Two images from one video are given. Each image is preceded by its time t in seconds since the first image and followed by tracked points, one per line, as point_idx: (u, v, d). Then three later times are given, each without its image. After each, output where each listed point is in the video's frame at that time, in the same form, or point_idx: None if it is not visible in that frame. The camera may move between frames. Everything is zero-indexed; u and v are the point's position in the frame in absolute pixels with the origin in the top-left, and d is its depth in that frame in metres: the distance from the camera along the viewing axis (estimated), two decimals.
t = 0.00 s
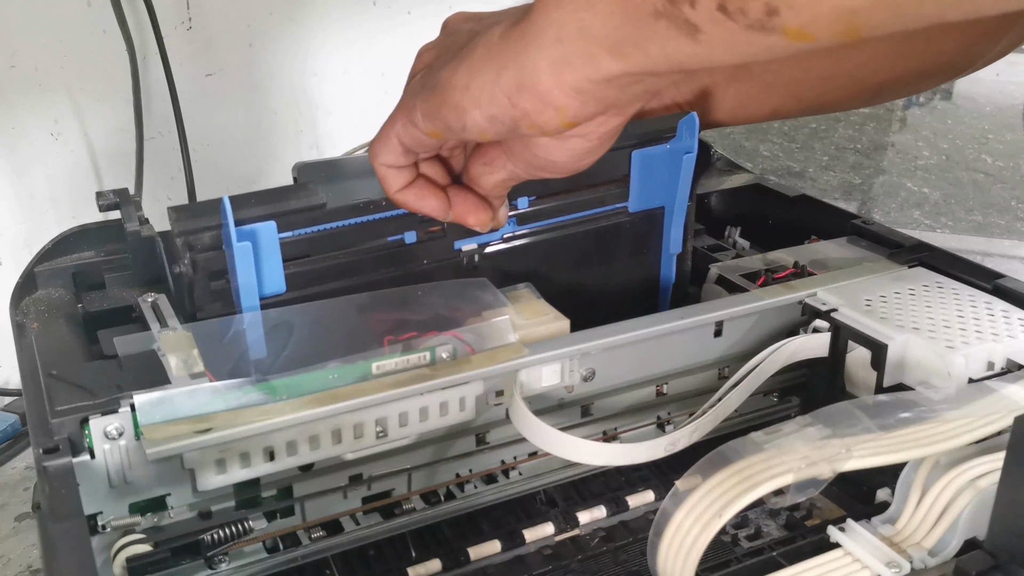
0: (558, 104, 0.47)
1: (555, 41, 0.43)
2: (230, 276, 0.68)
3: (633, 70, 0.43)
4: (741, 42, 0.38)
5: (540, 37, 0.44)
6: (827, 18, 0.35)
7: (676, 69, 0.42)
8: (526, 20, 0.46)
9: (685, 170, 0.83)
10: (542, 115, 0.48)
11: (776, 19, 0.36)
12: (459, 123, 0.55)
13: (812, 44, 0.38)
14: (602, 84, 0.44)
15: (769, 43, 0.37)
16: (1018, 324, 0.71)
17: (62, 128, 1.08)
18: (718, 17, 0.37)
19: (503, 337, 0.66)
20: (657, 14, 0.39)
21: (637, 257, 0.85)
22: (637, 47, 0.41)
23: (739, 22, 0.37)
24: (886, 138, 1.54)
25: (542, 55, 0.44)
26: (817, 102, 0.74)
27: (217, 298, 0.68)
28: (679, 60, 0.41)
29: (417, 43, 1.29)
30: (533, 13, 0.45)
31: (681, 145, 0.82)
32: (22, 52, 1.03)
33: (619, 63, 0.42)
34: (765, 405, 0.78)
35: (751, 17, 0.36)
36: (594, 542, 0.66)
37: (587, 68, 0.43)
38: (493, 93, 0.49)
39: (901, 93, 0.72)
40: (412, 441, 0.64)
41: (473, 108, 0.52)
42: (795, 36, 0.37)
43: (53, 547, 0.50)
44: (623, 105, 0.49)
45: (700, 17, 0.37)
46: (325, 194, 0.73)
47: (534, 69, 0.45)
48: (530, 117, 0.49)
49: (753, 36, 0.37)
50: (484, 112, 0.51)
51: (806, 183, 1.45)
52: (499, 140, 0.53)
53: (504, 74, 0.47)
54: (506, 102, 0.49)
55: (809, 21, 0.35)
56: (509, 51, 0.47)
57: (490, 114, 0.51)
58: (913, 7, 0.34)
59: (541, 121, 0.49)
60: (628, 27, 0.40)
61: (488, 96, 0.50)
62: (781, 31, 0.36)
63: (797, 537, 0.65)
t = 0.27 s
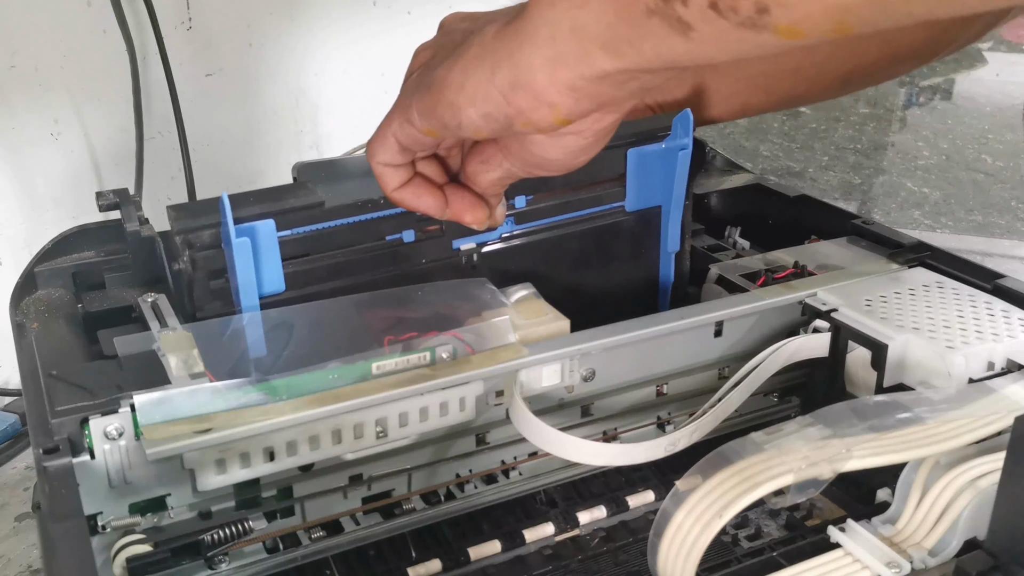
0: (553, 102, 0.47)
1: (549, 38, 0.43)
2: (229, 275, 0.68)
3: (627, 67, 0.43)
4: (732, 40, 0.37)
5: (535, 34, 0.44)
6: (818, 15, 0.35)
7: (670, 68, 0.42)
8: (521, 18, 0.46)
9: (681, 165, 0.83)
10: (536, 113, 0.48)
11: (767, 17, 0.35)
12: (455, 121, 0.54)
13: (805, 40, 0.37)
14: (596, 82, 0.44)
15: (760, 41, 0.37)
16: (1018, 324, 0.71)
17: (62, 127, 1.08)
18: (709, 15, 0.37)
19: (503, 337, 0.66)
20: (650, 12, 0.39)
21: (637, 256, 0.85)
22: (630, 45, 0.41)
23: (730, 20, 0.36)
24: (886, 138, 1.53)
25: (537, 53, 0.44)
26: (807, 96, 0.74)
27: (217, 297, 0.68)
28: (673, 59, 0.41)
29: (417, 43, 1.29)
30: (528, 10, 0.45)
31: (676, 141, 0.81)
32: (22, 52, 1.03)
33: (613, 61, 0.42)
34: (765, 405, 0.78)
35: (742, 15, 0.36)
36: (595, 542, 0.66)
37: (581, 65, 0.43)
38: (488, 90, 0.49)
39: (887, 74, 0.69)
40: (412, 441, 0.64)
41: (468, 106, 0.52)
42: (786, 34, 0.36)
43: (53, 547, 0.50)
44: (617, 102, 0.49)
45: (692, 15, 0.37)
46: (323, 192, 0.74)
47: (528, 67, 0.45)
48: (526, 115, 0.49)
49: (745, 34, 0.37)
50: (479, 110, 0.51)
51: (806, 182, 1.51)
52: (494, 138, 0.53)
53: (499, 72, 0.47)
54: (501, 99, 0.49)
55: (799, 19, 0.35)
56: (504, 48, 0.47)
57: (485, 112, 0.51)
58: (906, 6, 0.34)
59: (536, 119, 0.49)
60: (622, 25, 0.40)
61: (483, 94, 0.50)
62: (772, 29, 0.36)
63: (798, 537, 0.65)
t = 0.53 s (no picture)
0: (551, 102, 0.47)
1: (548, 38, 0.43)
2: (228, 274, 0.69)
3: (626, 65, 0.43)
4: (733, 35, 0.38)
5: (533, 34, 0.44)
6: (817, 10, 0.35)
7: (670, 65, 0.43)
8: (519, 17, 0.46)
9: (677, 164, 0.83)
10: (535, 113, 0.48)
11: (768, 10, 0.36)
12: (453, 121, 0.54)
13: (807, 35, 0.38)
14: (595, 81, 0.45)
15: (763, 35, 0.38)
16: (1017, 324, 0.71)
17: (62, 128, 1.08)
18: (711, 11, 0.37)
19: (504, 337, 0.66)
20: (650, 8, 0.39)
21: (637, 256, 0.85)
22: (630, 43, 0.41)
23: (731, 15, 0.37)
24: (888, 138, 1.69)
25: (535, 52, 0.44)
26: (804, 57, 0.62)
27: (216, 296, 0.69)
28: (674, 57, 0.41)
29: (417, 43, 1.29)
30: (526, 10, 0.45)
31: (671, 140, 0.82)
32: (21, 52, 1.03)
33: (612, 59, 0.42)
34: (765, 406, 0.78)
35: (743, 9, 0.36)
36: (595, 542, 0.66)
37: (580, 64, 0.43)
38: (487, 90, 0.49)
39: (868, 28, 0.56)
40: (412, 442, 0.64)
41: (467, 106, 0.52)
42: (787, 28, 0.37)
43: (53, 547, 0.50)
44: (616, 103, 0.49)
45: (693, 11, 0.38)
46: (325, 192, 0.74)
47: (527, 66, 0.45)
48: (524, 115, 0.49)
49: (746, 27, 0.37)
50: (478, 110, 0.51)
51: (807, 182, 1.56)
52: (493, 138, 0.53)
53: (498, 72, 0.47)
54: (500, 99, 0.49)
55: (799, 13, 0.35)
56: (503, 48, 0.47)
57: (484, 112, 0.51)
58: None
59: (534, 119, 0.49)
60: (622, 23, 0.41)
61: (482, 94, 0.50)
62: (773, 23, 0.36)
63: (798, 537, 0.65)
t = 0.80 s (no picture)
0: (556, 100, 0.47)
1: (553, 36, 0.43)
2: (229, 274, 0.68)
3: (632, 63, 0.43)
4: (741, 30, 0.38)
5: (538, 32, 0.44)
6: (828, 3, 0.35)
7: (676, 63, 0.43)
8: (523, 16, 0.46)
9: (682, 166, 0.83)
10: (539, 112, 0.48)
11: (778, 5, 0.36)
12: (457, 121, 0.54)
13: (815, 30, 0.38)
14: (600, 79, 0.45)
15: (772, 31, 0.38)
16: (1018, 324, 0.71)
17: (62, 127, 1.08)
18: (720, 7, 0.38)
19: (503, 337, 0.66)
20: (657, 5, 0.39)
21: (637, 256, 0.85)
22: (636, 40, 0.41)
23: (740, 10, 0.37)
24: (886, 138, 1.71)
25: (540, 51, 0.44)
26: (800, 54, 0.61)
27: (216, 296, 0.69)
28: (681, 54, 0.41)
29: (417, 43, 1.29)
30: (531, 8, 0.45)
31: (676, 141, 0.82)
32: (21, 51, 1.03)
33: (617, 56, 0.43)
34: (765, 405, 0.78)
35: (752, 4, 0.37)
36: (595, 542, 0.66)
37: (585, 62, 0.43)
38: (491, 89, 0.49)
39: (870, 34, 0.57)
40: (412, 442, 0.64)
41: (470, 105, 0.51)
42: (797, 23, 0.37)
43: (53, 547, 0.50)
44: (620, 102, 0.49)
45: (702, 7, 0.38)
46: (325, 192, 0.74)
47: (531, 65, 0.45)
48: (528, 114, 0.49)
49: (754, 23, 0.37)
50: (481, 109, 0.51)
51: (806, 182, 1.55)
52: (497, 138, 0.53)
53: (502, 71, 0.47)
54: (504, 98, 0.49)
55: (809, 7, 0.36)
56: (508, 47, 0.47)
57: (487, 111, 0.51)
58: None
59: (538, 118, 0.49)
60: (629, 21, 0.41)
61: (486, 93, 0.50)
62: (783, 18, 0.37)
63: (798, 537, 0.65)
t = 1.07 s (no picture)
0: (548, 99, 0.47)
1: (544, 35, 0.44)
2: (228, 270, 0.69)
3: (622, 61, 0.43)
4: (728, 31, 0.38)
5: (530, 30, 0.44)
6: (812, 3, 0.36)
7: (666, 62, 0.43)
8: (516, 14, 0.46)
9: (677, 161, 0.82)
10: (532, 110, 0.48)
11: (762, 5, 0.36)
12: (450, 117, 0.54)
13: (798, 31, 0.38)
14: (591, 78, 0.45)
15: (757, 31, 0.38)
16: (1018, 324, 0.71)
17: (62, 128, 1.08)
18: (706, 7, 0.38)
19: (503, 337, 0.66)
20: (645, 5, 0.40)
21: (637, 256, 0.85)
22: (626, 38, 0.41)
23: (725, 10, 0.37)
24: (885, 138, 1.71)
25: (531, 49, 0.45)
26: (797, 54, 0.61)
27: (216, 291, 0.69)
28: (669, 54, 0.41)
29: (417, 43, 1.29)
30: (523, 6, 0.45)
31: (670, 137, 0.81)
32: (21, 51, 1.03)
33: (607, 56, 0.43)
34: (765, 405, 0.78)
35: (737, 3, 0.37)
36: (595, 542, 0.66)
37: (576, 61, 0.44)
38: (484, 87, 0.49)
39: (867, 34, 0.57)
40: (412, 442, 0.64)
41: (463, 103, 0.51)
42: (781, 23, 0.37)
43: (53, 547, 0.50)
44: (613, 100, 0.49)
45: (688, 7, 0.38)
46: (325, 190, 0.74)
47: (523, 63, 0.45)
48: (521, 111, 0.49)
49: (738, 24, 0.38)
50: (474, 106, 0.51)
51: (806, 182, 1.55)
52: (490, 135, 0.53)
53: (494, 69, 0.47)
54: (496, 96, 0.49)
55: (793, 7, 0.36)
56: (501, 45, 0.47)
57: (480, 108, 0.51)
58: None
59: (530, 115, 0.49)
60: (617, 20, 0.41)
61: (478, 90, 0.50)
62: (767, 18, 0.37)
63: (798, 537, 0.65)
